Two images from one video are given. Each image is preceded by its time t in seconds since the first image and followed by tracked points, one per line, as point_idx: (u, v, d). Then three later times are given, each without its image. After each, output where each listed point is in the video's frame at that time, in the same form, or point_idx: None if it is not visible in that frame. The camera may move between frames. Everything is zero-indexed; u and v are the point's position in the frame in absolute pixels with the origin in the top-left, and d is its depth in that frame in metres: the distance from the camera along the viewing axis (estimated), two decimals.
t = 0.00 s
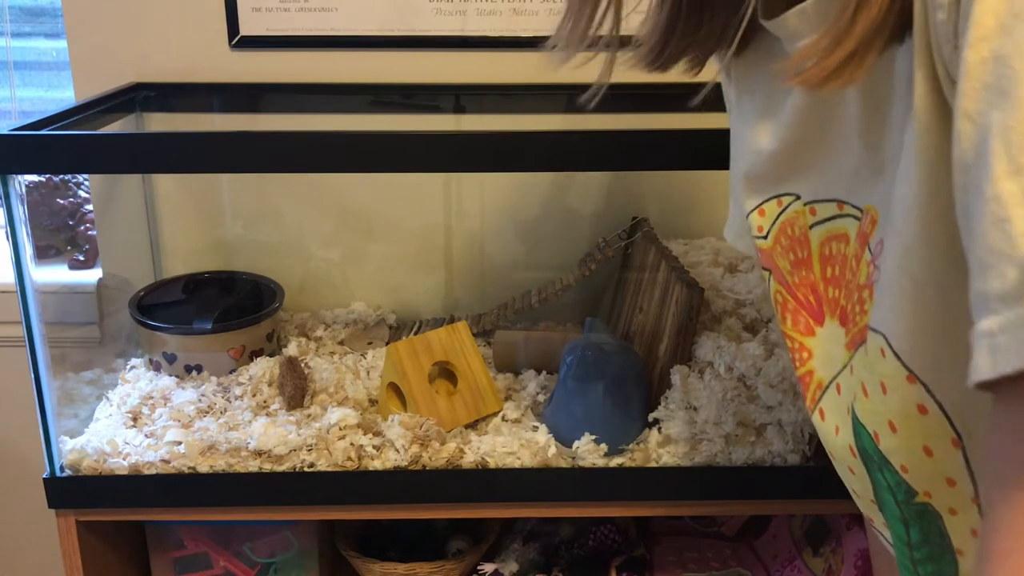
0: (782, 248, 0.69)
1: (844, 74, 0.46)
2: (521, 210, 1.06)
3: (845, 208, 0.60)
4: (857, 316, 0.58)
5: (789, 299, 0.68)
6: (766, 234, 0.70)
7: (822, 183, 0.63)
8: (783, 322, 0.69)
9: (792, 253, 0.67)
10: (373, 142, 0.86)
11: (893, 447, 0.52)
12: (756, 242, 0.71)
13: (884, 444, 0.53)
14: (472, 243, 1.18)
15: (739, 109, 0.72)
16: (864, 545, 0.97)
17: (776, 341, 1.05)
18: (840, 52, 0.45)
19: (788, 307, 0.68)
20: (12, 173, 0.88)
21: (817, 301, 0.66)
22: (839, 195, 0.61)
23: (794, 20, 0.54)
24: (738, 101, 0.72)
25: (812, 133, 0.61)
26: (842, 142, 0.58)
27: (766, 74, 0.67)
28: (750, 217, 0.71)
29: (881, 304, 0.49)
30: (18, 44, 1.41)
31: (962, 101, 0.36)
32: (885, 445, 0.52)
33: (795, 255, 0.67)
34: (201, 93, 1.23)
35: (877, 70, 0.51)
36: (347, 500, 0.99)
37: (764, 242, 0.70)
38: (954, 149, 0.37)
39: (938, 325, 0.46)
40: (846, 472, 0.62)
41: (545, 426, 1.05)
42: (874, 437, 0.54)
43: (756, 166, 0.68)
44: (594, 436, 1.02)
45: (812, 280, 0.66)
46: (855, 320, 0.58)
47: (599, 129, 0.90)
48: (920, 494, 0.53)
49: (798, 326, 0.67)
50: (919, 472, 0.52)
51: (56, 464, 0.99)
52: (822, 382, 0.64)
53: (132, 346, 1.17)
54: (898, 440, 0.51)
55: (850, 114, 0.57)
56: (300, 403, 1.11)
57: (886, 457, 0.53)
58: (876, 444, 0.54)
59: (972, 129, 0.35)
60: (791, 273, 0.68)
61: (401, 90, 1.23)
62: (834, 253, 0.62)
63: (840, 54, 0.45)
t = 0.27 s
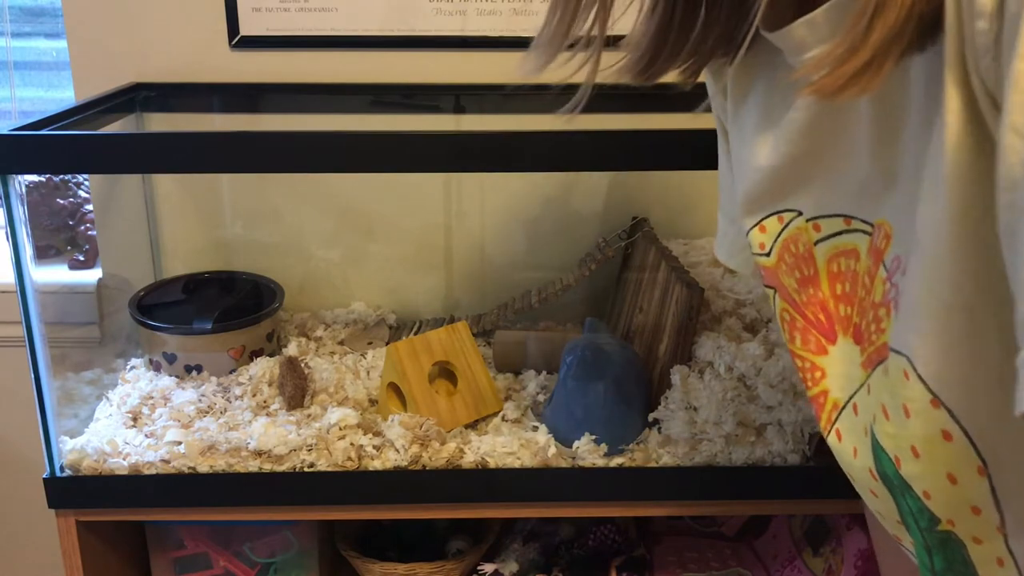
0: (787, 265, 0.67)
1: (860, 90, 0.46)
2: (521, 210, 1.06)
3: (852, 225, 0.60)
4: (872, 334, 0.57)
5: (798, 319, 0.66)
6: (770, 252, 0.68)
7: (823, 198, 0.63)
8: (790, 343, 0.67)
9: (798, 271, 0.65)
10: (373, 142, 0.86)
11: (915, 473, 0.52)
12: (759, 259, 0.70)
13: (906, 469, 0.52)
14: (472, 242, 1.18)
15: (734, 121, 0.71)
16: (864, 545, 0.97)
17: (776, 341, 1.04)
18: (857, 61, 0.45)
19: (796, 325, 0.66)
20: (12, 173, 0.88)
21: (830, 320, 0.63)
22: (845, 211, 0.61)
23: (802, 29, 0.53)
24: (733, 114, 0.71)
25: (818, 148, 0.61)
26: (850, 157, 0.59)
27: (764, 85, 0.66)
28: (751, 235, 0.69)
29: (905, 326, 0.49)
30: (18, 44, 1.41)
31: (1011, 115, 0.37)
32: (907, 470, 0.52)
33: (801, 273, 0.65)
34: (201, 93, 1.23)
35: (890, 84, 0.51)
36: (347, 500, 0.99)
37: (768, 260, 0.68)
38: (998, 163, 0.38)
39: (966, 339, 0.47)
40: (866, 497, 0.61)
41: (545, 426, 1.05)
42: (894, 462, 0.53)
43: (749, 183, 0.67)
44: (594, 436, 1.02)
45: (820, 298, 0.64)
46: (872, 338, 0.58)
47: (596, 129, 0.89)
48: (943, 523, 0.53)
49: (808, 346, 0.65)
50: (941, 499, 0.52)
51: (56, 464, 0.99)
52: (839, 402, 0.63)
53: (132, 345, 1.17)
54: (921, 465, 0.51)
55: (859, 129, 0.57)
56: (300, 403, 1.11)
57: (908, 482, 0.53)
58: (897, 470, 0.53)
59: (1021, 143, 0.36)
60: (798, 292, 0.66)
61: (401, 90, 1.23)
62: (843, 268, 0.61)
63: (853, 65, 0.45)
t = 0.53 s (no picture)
0: (787, 259, 0.66)
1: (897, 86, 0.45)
2: (521, 209, 1.06)
3: (863, 219, 0.60)
4: (880, 337, 0.57)
5: (797, 315, 0.66)
6: (770, 245, 0.67)
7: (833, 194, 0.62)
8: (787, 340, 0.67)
9: (799, 266, 0.66)
10: (373, 142, 0.86)
11: (925, 482, 0.51)
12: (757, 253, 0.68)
13: (916, 477, 0.52)
14: (472, 241, 1.18)
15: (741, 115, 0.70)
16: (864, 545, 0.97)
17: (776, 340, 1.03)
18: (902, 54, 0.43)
19: (794, 322, 0.66)
20: (12, 173, 0.88)
21: (829, 317, 0.64)
22: (855, 207, 0.61)
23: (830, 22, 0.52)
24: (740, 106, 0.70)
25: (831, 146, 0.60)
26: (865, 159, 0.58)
27: (773, 76, 0.65)
28: (751, 228, 0.68)
29: (923, 331, 0.49)
30: (18, 44, 1.41)
31: None
32: (916, 479, 0.52)
33: (802, 268, 0.66)
34: (201, 93, 1.23)
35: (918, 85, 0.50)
36: (347, 500, 0.99)
37: (766, 253, 0.67)
38: None
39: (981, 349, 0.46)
40: (863, 502, 0.61)
41: (545, 426, 1.05)
42: (904, 470, 0.53)
43: (758, 176, 0.66)
44: (593, 436, 1.02)
45: (822, 296, 0.65)
46: (879, 342, 0.58)
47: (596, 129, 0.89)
48: (953, 532, 0.52)
49: (807, 343, 0.65)
50: (951, 509, 0.51)
51: (56, 464, 0.99)
52: (836, 402, 0.63)
53: (132, 345, 1.17)
54: (933, 476, 0.51)
55: (874, 128, 0.57)
56: (300, 403, 1.11)
57: (918, 491, 0.52)
58: (907, 477, 0.53)
59: None
60: (797, 288, 0.66)
61: (401, 90, 1.23)
62: (849, 265, 0.62)
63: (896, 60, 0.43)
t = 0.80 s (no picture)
0: (795, 256, 0.66)
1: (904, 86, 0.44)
2: (522, 209, 1.06)
3: (869, 218, 0.60)
4: (886, 334, 0.57)
5: (803, 312, 0.66)
6: (778, 241, 0.67)
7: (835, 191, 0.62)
8: (794, 337, 0.67)
9: (806, 263, 0.65)
10: (374, 142, 0.86)
11: (926, 482, 0.51)
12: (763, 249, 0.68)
13: (917, 478, 0.52)
14: (472, 241, 1.18)
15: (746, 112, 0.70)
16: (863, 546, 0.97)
17: (776, 341, 1.03)
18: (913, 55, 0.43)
19: (801, 318, 0.66)
20: (12, 173, 0.88)
21: (836, 314, 0.64)
22: (861, 204, 0.61)
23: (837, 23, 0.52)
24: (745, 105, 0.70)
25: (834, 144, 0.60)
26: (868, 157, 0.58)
27: (779, 76, 0.65)
28: (759, 223, 0.68)
29: (927, 329, 0.49)
30: (18, 44, 1.41)
31: None
32: (917, 478, 0.52)
33: (808, 266, 0.65)
34: (201, 93, 1.23)
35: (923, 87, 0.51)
36: (347, 500, 0.99)
37: (774, 250, 0.67)
38: None
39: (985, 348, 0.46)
40: (863, 499, 0.61)
41: (545, 426, 1.05)
42: (906, 470, 0.53)
43: (763, 175, 0.66)
44: (594, 436, 1.02)
45: (830, 293, 0.64)
46: (885, 340, 0.57)
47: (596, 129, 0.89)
48: (953, 533, 0.52)
49: (815, 340, 0.65)
50: (951, 510, 0.51)
51: (56, 464, 0.99)
52: (841, 400, 0.63)
53: (132, 345, 1.17)
54: (934, 476, 0.51)
55: (880, 127, 0.56)
56: (300, 403, 1.11)
57: (918, 490, 0.52)
58: (908, 478, 0.53)
59: None
60: (804, 286, 0.66)
61: (401, 90, 1.23)
62: (857, 264, 0.62)
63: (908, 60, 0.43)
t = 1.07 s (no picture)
0: (826, 258, 0.63)
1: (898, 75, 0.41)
2: (521, 209, 1.06)
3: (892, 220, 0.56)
4: (898, 337, 0.54)
5: (828, 315, 0.63)
6: (812, 241, 0.63)
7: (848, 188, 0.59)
8: (814, 341, 0.63)
9: (837, 265, 0.62)
10: (374, 143, 0.86)
11: (928, 489, 0.48)
12: (793, 248, 0.65)
13: (919, 485, 0.48)
14: (472, 241, 1.18)
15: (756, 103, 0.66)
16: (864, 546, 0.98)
17: (776, 341, 1.03)
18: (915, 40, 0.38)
19: (824, 321, 0.63)
20: (12, 173, 0.88)
21: (859, 318, 0.61)
22: (883, 206, 0.57)
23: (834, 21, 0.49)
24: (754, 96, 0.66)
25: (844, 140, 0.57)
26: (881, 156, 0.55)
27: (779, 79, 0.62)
28: (788, 223, 0.65)
29: (928, 332, 0.45)
30: (18, 44, 1.41)
31: None
32: (920, 486, 0.48)
33: (839, 268, 0.62)
34: (202, 93, 1.23)
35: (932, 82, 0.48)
36: (348, 500, 0.99)
37: (808, 250, 0.64)
38: None
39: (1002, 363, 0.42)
40: (875, 506, 0.57)
41: (545, 426, 1.05)
42: (908, 477, 0.49)
43: (775, 174, 0.63)
44: (594, 436, 1.02)
45: (856, 296, 0.61)
46: (895, 343, 0.55)
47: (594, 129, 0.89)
48: (956, 541, 0.48)
49: (837, 344, 0.62)
50: (956, 519, 0.47)
51: (56, 464, 0.99)
52: (859, 406, 0.58)
53: (132, 345, 1.17)
54: (938, 484, 0.47)
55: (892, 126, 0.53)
56: (300, 403, 1.11)
57: (920, 498, 0.49)
58: (910, 484, 0.49)
59: None
60: (834, 287, 0.62)
61: (401, 90, 1.23)
62: (879, 267, 0.58)
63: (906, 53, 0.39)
